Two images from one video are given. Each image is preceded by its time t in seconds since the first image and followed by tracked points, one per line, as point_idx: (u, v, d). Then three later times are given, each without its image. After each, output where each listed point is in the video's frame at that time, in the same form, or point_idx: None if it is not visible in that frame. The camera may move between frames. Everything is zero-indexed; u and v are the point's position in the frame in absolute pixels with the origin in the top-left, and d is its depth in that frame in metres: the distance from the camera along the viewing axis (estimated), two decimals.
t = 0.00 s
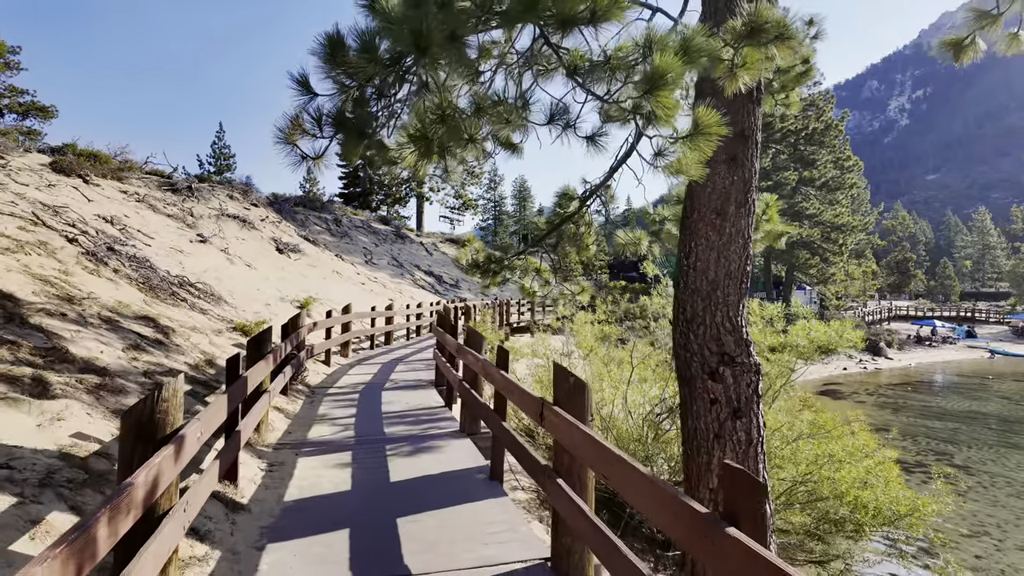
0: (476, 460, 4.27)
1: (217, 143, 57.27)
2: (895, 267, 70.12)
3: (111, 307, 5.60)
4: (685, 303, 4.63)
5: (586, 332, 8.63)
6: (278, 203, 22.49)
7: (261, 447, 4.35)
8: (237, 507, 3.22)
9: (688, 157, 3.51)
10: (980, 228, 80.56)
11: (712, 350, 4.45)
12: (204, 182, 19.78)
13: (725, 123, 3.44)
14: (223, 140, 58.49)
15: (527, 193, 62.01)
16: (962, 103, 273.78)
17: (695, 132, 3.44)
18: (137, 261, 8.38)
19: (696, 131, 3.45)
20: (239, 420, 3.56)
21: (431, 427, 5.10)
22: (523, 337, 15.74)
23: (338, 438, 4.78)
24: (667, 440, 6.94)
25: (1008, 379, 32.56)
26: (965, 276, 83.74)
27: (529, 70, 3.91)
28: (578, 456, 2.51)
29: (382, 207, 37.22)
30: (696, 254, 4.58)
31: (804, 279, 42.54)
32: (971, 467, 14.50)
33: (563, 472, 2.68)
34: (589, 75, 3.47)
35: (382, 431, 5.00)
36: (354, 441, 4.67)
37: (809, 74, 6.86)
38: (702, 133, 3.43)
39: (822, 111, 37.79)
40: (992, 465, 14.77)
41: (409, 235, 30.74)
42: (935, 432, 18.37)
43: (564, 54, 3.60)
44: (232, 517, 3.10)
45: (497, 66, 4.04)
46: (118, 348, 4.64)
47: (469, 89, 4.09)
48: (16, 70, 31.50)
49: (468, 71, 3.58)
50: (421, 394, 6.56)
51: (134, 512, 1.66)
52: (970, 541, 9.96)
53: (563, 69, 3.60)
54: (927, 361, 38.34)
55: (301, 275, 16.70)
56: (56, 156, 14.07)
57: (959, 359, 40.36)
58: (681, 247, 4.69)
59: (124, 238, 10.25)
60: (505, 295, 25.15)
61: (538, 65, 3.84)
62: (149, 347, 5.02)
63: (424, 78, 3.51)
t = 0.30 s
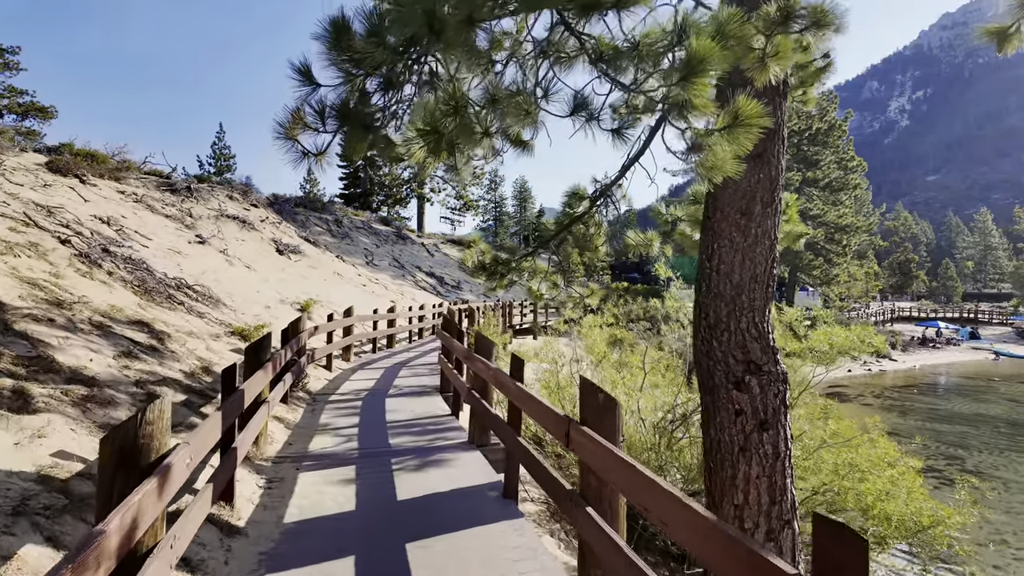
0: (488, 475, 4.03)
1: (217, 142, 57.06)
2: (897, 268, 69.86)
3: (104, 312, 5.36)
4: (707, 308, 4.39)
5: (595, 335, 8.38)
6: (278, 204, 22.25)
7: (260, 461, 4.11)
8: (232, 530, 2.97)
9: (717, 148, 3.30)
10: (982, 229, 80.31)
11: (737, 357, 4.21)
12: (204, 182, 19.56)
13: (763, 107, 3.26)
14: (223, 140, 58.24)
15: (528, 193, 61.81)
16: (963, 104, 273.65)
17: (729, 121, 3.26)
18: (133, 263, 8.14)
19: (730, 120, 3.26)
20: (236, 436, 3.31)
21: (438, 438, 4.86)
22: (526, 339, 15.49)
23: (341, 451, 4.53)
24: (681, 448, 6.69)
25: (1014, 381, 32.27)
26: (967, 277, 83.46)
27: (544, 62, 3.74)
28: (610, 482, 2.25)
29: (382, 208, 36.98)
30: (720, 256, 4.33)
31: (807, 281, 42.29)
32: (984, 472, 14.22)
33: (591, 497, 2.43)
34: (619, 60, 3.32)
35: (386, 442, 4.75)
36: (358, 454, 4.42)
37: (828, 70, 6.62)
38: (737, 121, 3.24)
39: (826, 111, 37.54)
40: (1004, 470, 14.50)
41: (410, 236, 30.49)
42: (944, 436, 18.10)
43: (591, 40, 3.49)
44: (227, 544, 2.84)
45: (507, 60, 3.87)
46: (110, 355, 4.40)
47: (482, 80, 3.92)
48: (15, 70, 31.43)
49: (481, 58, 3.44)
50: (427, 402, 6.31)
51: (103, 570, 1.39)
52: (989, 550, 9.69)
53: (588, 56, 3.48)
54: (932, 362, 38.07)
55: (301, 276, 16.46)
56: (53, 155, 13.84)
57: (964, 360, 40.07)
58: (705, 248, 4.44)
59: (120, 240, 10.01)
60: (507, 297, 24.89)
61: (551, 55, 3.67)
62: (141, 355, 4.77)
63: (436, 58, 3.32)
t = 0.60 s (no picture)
0: (492, 486, 3.75)
1: (214, 142, 56.67)
2: (897, 268, 69.63)
3: (86, 311, 5.08)
4: (725, 306, 4.14)
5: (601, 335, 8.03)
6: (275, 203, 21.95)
7: (247, 470, 3.83)
8: (213, 550, 2.70)
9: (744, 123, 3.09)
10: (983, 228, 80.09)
11: (757, 357, 3.96)
12: (199, 181, 19.28)
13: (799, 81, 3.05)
14: (219, 140, 58.03)
15: (527, 193, 61.49)
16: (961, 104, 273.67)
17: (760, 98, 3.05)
18: (122, 260, 7.86)
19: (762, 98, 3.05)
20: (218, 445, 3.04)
21: (439, 444, 4.58)
22: (527, 339, 15.22)
23: (336, 459, 4.24)
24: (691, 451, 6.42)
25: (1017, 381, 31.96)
26: (967, 277, 83.32)
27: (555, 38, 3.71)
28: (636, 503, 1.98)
29: (381, 207, 36.69)
30: (739, 251, 4.09)
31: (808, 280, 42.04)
32: (994, 474, 13.92)
33: (614, 519, 2.16)
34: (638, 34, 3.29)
35: (383, 449, 4.47)
36: (353, 462, 4.15)
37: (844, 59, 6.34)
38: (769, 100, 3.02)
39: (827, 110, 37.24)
40: (1015, 472, 14.20)
41: (408, 235, 30.20)
42: (951, 437, 17.80)
43: (607, 11, 3.50)
44: (205, 565, 2.57)
45: (513, 40, 3.69)
46: (88, 356, 4.13)
47: (489, 61, 3.66)
48: (10, 68, 31.13)
49: (487, 34, 3.38)
50: (427, 405, 6.03)
51: None
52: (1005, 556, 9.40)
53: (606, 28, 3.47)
54: (934, 361, 37.85)
55: (298, 275, 16.18)
56: (44, 152, 13.56)
57: (966, 360, 39.78)
58: (722, 242, 4.20)
59: (110, 237, 9.73)
60: (507, 297, 24.63)
61: (563, 31, 3.65)
62: (124, 356, 4.48)
63: (440, 33, 3.19)
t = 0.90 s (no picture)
0: (497, 507, 3.44)
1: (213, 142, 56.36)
2: (897, 268, 69.39)
3: (64, 314, 4.78)
4: (747, 309, 3.84)
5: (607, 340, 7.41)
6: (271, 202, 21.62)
7: (232, 489, 3.53)
8: None
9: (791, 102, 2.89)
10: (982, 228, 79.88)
11: (782, 364, 3.67)
12: (195, 179, 18.97)
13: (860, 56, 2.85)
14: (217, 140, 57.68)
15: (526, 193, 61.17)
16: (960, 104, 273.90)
17: (813, 75, 2.85)
18: (109, 260, 7.55)
19: (816, 74, 2.85)
20: (195, 465, 2.74)
21: (439, 458, 4.27)
22: (527, 341, 14.91)
23: (327, 475, 3.94)
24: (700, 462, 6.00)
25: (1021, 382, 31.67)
26: (967, 277, 83.09)
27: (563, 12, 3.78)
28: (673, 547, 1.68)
29: (380, 207, 36.38)
30: (762, 249, 3.79)
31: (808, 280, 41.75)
32: (1005, 479, 13.60)
33: (646, 562, 1.86)
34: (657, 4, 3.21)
35: (379, 463, 4.17)
36: (347, 479, 3.84)
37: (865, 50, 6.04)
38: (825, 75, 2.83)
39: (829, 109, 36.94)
40: None
41: (407, 235, 29.88)
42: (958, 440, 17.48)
43: None
44: None
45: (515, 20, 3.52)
46: (61, 364, 3.83)
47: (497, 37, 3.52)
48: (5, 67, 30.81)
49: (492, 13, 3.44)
50: (426, 413, 5.71)
51: None
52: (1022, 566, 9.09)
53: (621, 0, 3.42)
54: (936, 362, 37.61)
55: (294, 276, 15.88)
56: (34, 150, 13.23)
57: (968, 361, 39.52)
58: (743, 239, 3.91)
59: (99, 237, 9.42)
60: (507, 298, 24.33)
61: None
62: (101, 364, 4.18)
63: None
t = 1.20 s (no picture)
0: (506, 522, 3.16)
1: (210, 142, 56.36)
2: (897, 268, 69.15)
3: (43, 313, 4.50)
4: (774, 308, 3.58)
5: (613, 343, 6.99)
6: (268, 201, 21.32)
7: (219, 502, 3.26)
8: None
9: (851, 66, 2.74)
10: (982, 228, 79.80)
11: (811, 368, 3.41)
12: (190, 177, 18.67)
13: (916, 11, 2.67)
14: (214, 139, 57.50)
15: (525, 193, 60.90)
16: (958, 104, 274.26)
17: (878, 35, 2.68)
18: (97, 257, 7.28)
19: (881, 32, 2.68)
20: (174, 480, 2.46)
21: (442, 467, 4.00)
22: (528, 341, 14.63)
23: (322, 485, 3.66)
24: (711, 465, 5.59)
25: None
26: (966, 277, 82.91)
27: None
28: None
29: (378, 206, 36.10)
30: (790, 244, 3.53)
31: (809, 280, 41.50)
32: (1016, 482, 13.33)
33: None
34: None
35: (378, 472, 3.89)
36: (342, 490, 3.57)
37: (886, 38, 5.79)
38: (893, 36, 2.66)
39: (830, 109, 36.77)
40: None
41: (406, 235, 29.58)
42: (965, 442, 17.21)
43: None
44: None
45: None
46: (35, 367, 3.55)
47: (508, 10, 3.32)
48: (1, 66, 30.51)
49: None
50: (427, 418, 5.43)
51: None
52: None
53: None
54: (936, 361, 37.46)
55: (291, 275, 15.59)
56: (24, 146, 12.92)
57: (969, 361, 39.32)
58: (769, 236, 3.66)
59: (88, 234, 9.14)
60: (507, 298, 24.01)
61: None
62: (81, 367, 3.90)
63: None
